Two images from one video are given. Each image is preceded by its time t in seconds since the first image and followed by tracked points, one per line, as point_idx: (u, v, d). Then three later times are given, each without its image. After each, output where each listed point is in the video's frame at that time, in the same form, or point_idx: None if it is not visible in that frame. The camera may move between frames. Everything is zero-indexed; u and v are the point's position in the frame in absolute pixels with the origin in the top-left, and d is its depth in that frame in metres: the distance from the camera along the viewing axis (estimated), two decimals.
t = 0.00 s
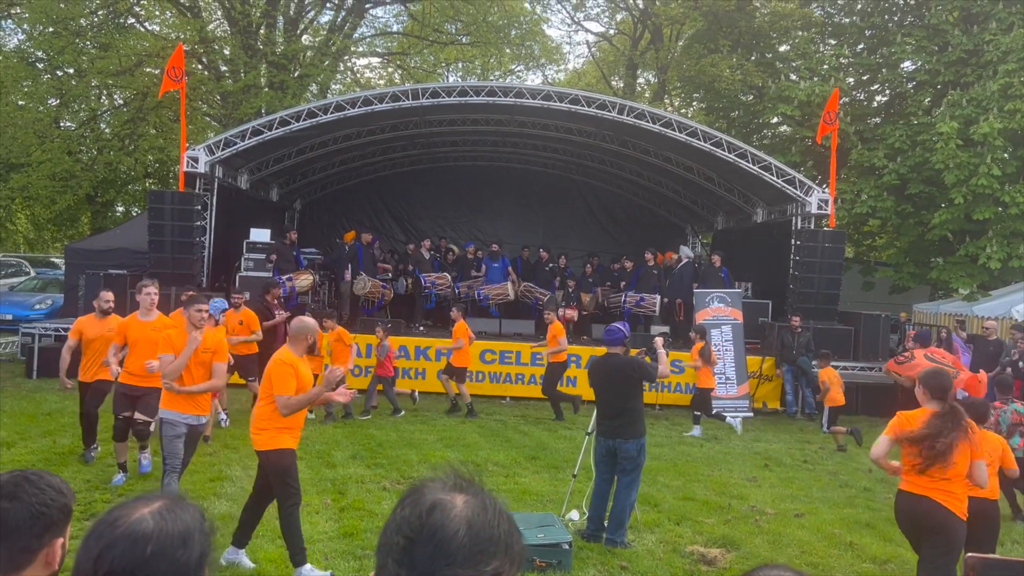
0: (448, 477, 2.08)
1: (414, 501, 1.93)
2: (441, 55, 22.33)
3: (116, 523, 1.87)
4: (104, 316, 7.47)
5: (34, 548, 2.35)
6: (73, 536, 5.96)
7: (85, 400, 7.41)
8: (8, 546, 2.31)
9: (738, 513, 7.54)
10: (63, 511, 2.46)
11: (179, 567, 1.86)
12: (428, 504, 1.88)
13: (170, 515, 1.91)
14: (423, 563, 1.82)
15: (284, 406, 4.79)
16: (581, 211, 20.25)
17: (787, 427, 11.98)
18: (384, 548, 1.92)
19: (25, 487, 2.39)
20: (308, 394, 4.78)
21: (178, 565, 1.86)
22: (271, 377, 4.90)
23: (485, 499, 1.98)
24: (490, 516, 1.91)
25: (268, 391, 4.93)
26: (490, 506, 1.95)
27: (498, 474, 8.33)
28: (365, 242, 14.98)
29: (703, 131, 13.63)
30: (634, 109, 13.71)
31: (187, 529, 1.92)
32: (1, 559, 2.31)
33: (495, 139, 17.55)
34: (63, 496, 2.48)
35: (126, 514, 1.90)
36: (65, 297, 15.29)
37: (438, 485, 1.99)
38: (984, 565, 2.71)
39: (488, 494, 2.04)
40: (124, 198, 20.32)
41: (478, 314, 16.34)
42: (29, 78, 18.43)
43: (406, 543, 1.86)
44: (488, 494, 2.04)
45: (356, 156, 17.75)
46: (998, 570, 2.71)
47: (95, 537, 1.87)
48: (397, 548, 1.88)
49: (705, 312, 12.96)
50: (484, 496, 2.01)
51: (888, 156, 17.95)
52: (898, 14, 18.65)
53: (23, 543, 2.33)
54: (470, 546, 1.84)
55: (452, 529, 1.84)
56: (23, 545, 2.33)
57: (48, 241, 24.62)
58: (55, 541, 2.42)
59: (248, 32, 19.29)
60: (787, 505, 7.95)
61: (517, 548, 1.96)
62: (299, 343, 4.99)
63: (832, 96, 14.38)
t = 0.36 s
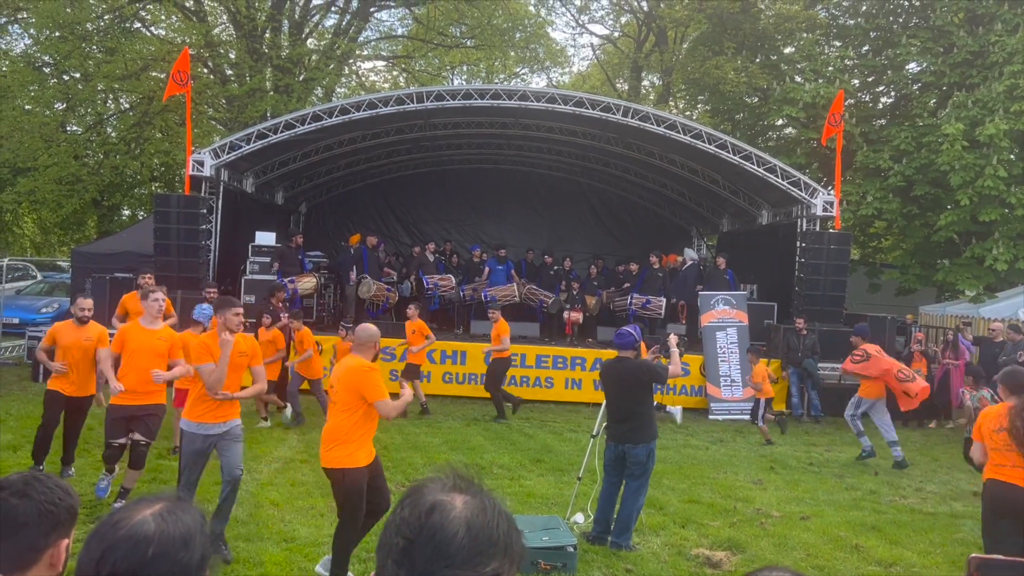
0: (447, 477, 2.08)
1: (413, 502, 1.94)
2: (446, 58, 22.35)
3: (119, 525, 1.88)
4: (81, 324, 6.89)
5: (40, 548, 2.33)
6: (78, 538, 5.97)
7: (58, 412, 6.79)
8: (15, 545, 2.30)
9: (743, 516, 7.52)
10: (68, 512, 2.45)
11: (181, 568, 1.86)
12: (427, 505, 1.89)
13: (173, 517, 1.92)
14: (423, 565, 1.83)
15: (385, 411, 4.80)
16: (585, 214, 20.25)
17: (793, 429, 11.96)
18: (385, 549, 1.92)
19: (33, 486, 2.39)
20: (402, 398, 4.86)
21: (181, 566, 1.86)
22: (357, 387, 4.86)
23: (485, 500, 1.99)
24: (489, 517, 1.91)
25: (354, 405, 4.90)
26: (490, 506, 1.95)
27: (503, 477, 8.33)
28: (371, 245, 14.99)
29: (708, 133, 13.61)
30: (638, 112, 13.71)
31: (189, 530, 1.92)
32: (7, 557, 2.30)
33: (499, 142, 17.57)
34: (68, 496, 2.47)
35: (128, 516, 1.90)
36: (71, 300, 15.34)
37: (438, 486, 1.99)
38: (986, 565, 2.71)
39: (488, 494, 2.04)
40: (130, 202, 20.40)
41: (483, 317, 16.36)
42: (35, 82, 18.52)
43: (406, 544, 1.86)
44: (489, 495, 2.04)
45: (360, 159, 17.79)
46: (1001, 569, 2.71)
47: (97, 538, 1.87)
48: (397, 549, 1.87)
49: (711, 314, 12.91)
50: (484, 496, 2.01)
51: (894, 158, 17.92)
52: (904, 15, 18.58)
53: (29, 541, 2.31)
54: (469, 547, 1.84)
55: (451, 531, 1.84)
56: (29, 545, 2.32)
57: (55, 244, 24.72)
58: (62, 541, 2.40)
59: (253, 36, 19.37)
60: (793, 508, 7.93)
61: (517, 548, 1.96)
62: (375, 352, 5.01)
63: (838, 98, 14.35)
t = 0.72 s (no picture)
0: (451, 478, 2.08)
1: (416, 503, 1.93)
2: (449, 61, 22.37)
3: (124, 526, 1.88)
4: (69, 337, 6.35)
5: (45, 551, 2.34)
6: (82, 541, 5.98)
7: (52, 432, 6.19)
8: (20, 547, 2.30)
9: (748, 518, 7.51)
10: (73, 515, 2.44)
11: (187, 570, 1.86)
12: (431, 506, 1.89)
13: (177, 518, 1.92)
14: (427, 567, 1.83)
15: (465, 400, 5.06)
16: (588, 216, 20.24)
17: (797, 432, 11.96)
18: (389, 550, 1.92)
19: (38, 489, 2.39)
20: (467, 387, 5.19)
21: (186, 567, 1.86)
22: (431, 392, 5.01)
23: (489, 501, 1.99)
24: (492, 517, 1.92)
25: (425, 414, 5.01)
26: (493, 506, 1.96)
27: (506, 480, 8.32)
28: (374, 247, 15.00)
29: (711, 135, 13.60)
30: (641, 114, 13.71)
31: (194, 532, 1.92)
32: (12, 560, 2.29)
33: (502, 144, 17.58)
34: (73, 499, 2.47)
35: (133, 517, 1.90)
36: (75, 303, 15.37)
37: (441, 486, 2.00)
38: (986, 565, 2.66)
39: (491, 495, 2.04)
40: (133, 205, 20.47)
41: (487, 319, 16.36)
42: (39, 86, 18.59)
43: (409, 546, 1.86)
44: (493, 496, 2.04)
45: (364, 162, 17.82)
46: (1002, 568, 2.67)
47: (103, 540, 1.87)
48: (401, 550, 1.87)
49: (714, 316, 12.78)
50: (487, 498, 2.01)
51: (897, 160, 17.90)
52: (907, 17, 18.50)
53: (33, 544, 2.31)
54: (472, 549, 1.84)
55: (454, 532, 1.84)
56: (33, 547, 2.31)
57: (59, 248, 24.78)
58: (66, 544, 2.40)
59: (257, 39, 19.41)
60: (796, 510, 7.92)
61: (520, 549, 1.96)
62: (433, 360, 5.19)
63: (840, 100, 14.33)
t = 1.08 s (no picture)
0: (455, 485, 2.07)
1: (421, 510, 1.92)
2: (451, 64, 22.39)
3: (132, 535, 1.87)
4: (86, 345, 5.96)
5: (52, 560, 2.33)
6: (87, 545, 5.97)
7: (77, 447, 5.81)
8: (28, 556, 2.29)
9: (750, 522, 7.49)
10: (80, 522, 2.43)
11: None
12: (435, 513, 1.88)
13: (185, 526, 1.91)
14: (432, 574, 1.81)
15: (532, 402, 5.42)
16: (590, 218, 20.22)
17: (799, 434, 11.94)
18: (394, 558, 1.91)
19: (44, 498, 2.38)
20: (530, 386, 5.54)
21: None
22: (506, 396, 5.29)
23: (494, 508, 1.98)
24: (498, 524, 1.91)
25: (499, 419, 5.30)
26: (497, 513, 1.95)
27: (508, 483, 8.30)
28: (376, 250, 15.02)
29: (713, 138, 13.60)
30: (644, 117, 13.71)
31: (202, 539, 1.91)
32: (19, 568, 2.28)
33: (504, 147, 17.57)
34: (79, 506, 2.47)
35: (141, 526, 1.89)
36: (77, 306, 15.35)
37: (446, 493, 1.99)
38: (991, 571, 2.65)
39: (497, 502, 2.03)
40: (136, 207, 20.53)
41: (489, 321, 16.34)
42: (42, 88, 18.63)
43: (414, 554, 1.85)
44: (498, 504, 2.03)
45: (366, 165, 17.82)
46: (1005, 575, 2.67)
47: (111, 548, 1.86)
48: (405, 558, 1.85)
49: (717, 319, 12.86)
50: (492, 505, 2.00)
51: (900, 162, 17.89)
52: (909, 19, 18.44)
53: (41, 552, 2.31)
54: (478, 556, 1.83)
55: (459, 540, 1.83)
56: (41, 555, 2.31)
57: (61, 250, 24.83)
58: (72, 552, 2.40)
59: (259, 41, 19.42)
60: (799, 513, 7.90)
61: (525, 556, 1.95)
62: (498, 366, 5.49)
63: (843, 102, 14.33)
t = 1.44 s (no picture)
0: (455, 487, 2.08)
1: (421, 513, 1.93)
2: (452, 66, 22.43)
3: (135, 538, 1.87)
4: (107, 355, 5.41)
5: (55, 561, 2.34)
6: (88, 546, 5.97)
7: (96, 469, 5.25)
8: (32, 557, 2.30)
9: (750, 524, 7.50)
10: (83, 524, 2.44)
11: None
12: (435, 516, 1.88)
13: (188, 529, 1.92)
14: None
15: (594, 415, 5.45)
16: (590, 220, 20.23)
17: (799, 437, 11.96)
18: (393, 561, 1.91)
19: (48, 500, 2.39)
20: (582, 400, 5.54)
21: None
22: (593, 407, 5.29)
23: (494, 510, 1.99)
24: (497, 527, 1.92)
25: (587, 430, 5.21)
26: (497, 516, 1.95)
27: (508, 485, 8.30)
28: (376, 251, 15.06)
29: (713, 140, 13.61)
30: (643, 119, 13.74)
31: (204, 542, 1.92)
32: (22, 570, 2.28)
33: (505, 149, 17.57)
34: (82, 508, 2.47)
35: (144, 528, 1.90)
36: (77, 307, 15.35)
37: (446, 495, 1.99)
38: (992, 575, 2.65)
39: (497, 504, 2.04)
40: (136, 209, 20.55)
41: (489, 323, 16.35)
42: (43, 89, 18.66)
43: (415, 557, 1.85)
44: (498, 505, 2.04)
45: (366, 166, 17.85)
46: None
47: (114, 552, 1.87)
48: (405, 560, 1.86)
49: (716, 321, 12.86)
50: (493, 507, 2.01)
51: (899, 165, 17.90)
52: (909, 22, 18.44)
53: (45, 553, 2.31)
54: (478, 558, 1.84)
55: (460, 542, 1.84)
56: (45, 555, 2.31)
57: (61, 252, 24.85)
58: (75, 554, 2.40)
59: (259, 43, 19.44)
60: (799, 515, 7.90)
61: (525, 559, 1.96)
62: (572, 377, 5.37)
63: (843, 104, 14.34)
